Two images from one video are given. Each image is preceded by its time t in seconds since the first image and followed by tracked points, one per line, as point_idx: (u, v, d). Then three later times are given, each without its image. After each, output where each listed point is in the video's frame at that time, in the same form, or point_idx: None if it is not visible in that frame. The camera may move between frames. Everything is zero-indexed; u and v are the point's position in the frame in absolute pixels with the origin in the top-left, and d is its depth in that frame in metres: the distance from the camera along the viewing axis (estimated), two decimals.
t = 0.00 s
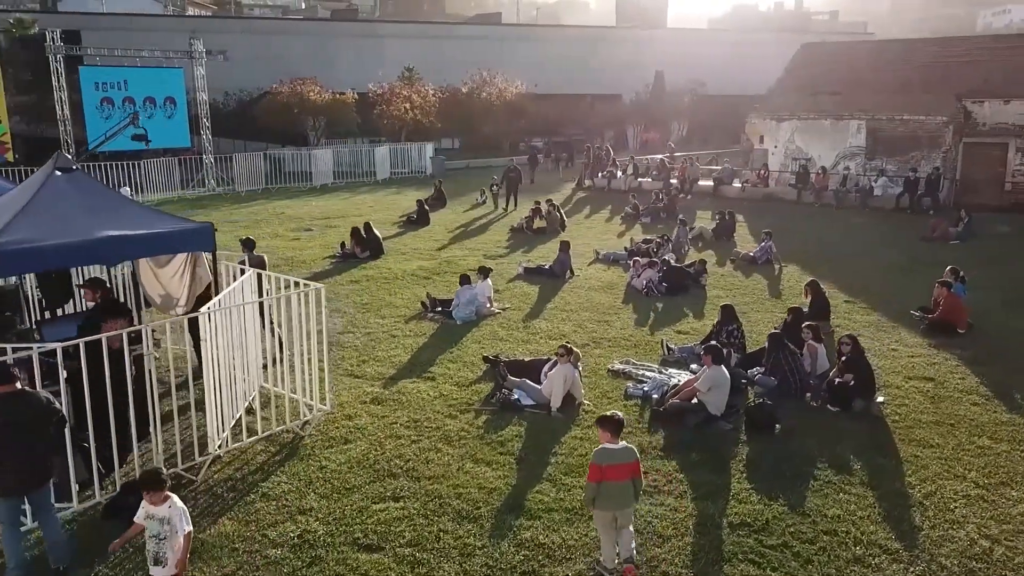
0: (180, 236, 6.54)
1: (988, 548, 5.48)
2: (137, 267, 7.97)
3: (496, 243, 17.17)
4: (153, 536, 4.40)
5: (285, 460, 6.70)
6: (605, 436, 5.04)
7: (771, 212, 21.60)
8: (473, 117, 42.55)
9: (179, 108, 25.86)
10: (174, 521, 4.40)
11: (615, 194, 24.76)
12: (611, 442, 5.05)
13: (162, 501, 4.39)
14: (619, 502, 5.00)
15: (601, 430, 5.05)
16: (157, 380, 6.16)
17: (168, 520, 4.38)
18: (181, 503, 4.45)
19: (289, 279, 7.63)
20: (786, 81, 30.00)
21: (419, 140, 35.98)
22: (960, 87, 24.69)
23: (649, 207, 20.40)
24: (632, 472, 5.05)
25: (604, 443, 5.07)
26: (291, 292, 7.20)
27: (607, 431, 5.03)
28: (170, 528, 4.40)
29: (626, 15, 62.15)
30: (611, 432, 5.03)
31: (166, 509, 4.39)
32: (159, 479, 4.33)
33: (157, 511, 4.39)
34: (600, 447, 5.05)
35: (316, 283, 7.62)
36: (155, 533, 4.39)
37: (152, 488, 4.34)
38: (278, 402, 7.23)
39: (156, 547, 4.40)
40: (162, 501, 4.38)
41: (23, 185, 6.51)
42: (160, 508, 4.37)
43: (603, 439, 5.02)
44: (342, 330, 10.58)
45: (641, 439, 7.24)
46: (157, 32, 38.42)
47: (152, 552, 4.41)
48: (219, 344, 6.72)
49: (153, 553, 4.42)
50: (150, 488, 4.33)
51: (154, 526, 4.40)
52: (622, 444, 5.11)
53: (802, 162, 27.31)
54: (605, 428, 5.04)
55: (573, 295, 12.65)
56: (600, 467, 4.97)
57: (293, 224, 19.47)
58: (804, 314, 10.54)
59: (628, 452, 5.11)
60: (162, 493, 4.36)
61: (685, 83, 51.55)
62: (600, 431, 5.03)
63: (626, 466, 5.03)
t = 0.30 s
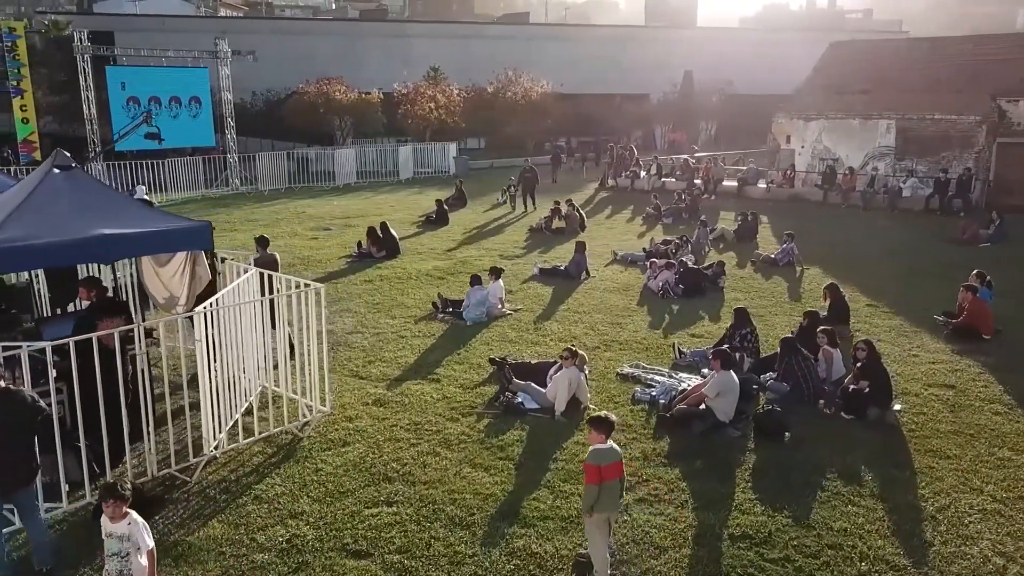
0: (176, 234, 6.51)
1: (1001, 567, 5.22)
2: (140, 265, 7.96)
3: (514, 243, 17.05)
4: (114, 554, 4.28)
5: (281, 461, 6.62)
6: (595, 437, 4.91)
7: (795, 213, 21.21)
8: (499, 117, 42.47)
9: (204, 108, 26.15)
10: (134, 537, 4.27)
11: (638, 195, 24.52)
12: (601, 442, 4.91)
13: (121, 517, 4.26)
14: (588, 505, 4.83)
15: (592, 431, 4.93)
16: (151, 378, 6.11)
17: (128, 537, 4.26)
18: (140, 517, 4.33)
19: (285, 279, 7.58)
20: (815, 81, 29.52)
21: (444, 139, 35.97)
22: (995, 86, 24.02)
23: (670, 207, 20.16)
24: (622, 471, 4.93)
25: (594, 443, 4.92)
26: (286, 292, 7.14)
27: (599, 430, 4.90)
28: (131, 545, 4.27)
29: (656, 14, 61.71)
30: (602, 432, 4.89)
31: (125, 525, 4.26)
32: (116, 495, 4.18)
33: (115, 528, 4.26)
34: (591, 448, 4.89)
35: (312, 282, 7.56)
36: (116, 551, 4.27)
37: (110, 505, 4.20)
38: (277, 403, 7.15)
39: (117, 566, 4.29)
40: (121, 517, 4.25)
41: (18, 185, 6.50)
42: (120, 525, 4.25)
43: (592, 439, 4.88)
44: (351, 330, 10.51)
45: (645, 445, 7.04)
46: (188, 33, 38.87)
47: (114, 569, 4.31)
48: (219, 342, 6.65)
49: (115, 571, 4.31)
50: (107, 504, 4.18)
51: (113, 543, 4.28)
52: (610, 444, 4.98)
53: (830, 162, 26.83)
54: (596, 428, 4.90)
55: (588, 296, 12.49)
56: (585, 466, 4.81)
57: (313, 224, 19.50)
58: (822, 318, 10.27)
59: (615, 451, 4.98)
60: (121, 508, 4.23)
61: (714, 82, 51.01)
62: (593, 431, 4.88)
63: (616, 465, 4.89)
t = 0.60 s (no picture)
0: (172, 233, 6.46)
1: None
2: (141, 263, 7.94)
3: (530, 243, 16.90)
4: None
5: (274, 465, 6.54)
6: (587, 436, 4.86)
7: (818, 214, 20.82)
8: (522, 117, 42.30)
9: (226, 108, 26.36)
10: (95, 552, 4.26)
11: (659, 195, 24.26)
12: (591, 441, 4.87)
13: (80, 533, 4.25)
14: (580, 499, 4.82)
15: (583, 428, 4.88)
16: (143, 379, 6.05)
17: (89, 551, 4.23)
18: (97, 533, 4.33)
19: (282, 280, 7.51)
20: (843, 80, 28.98)
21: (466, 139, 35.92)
22: None
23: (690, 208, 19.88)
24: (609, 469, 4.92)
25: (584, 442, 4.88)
26: (281, 293, 7.06)
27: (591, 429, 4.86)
28: (91, 561, 4.24)
29: (683, 13, 61.16)
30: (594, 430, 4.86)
31: (84, 540, 4.25)
32: (72, 507, 4.18)
33: (72, 546, 4.22)
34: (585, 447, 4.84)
35: (310, 283, 7.47)
36: (75, 569, 4.21)
37: (66, 519, 4.18)
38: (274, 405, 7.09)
39: None
40: (78, 534, 4.24)
41: (14, 186, 6.50)
42: (78, 541, 4.22)
43: (583, 438, 4.85)
44: (359, 331, 10.43)
45: (646, 452, 6.86)
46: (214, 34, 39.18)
47: None
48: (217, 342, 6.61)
49: None
50: (63, 518, 4.16)
51: (70, 563, 4.22)
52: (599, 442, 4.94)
53: (856, 163, 26.34)
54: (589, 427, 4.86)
55: (600, 298, 12.30)
56: (586, 465, 4.78)
57: (330, 223, 19.50)
58: (839, 323, 10.01)
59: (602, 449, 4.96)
60: (78, 521, 4.22)
61: (742, 82, 50.43)
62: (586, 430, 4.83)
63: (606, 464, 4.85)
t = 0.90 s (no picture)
0: (166, 232, 6.41)
1: None
2: (141, 263, 7.92)
3: (545, 244, 16.76)
4: None
5: (265, 468, 6.46)
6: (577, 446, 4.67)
7: (840, 216, 20.43)
8: (545, 117, 42.12)
9: (246, 108, 26.57)
10: (71, 564, 4.22)
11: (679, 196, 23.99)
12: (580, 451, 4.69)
13: (55, 544, 4.20)
14: (576, 516, 4.71)
15: (569, 437, 4.67)
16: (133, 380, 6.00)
17: (66, 563, 4.20)
18: (71, 543, 4.29)
19: (278, 279, 7.48)
20: (869, 79, 28.46)
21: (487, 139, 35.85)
22: None
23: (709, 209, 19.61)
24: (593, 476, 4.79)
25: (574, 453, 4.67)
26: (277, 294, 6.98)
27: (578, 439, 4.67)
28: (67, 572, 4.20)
29: (710, 12, 60.59)
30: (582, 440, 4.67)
31: (60, 551, 4.20)
32: (46, 516, 4.14)
33: (46, 558, 4.16)
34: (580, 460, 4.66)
35: (307, 284, 7.38)
36: None
37: (40, 530, 4.13)
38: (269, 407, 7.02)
39: None
40: (52, 544, 4.18)
41: (10, 185, 6.49)
42: (53, 552, 4.17)
43: (574, 450, 4.65)
44: (365, 332, 10.36)
45: (645, 459, 6.68)
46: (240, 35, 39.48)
47: None
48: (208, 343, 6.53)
49: None
50: (37, 528, 4.12)
51: None
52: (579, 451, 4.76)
53: (881, 164, 25.85)
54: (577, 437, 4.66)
55: (612, 300, 12.13)
56: (585, 479, 4.62)
57: (347, 223, 19.51)
58: (854, 328, 9.76)
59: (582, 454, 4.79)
60: (53, 532, 4.17)
61: (768, 82, 49.84)
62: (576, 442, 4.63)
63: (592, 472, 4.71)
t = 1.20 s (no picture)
0: (153, 231, 6.35)
1: None
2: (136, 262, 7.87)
3: (555, 245, 16.60)
4: None
5: (252, 471, 6.38)
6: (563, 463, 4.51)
7: (858, 218, 20.07)
8: (564, 117, 41.87)
9: (262, 108, 26.73)
10: (52, 573, 4.07)
11: (695, 196, 23.72)
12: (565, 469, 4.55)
13: (34, 554, 4.06)
14: (563, 535, 4.58)
15: (556, 453, 4.50)
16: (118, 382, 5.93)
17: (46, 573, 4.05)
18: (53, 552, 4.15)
19: (270, 280, 7.31)
20: (892, 78, 27.95)
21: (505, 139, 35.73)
22: None
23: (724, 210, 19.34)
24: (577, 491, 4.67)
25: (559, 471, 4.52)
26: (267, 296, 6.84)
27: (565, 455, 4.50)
28: None
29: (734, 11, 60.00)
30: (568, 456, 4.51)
31: (39, 561, 4.07)
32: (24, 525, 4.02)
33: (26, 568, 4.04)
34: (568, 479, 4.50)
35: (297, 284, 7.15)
36: None
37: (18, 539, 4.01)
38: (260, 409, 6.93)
39: None
40: (32, 553, 4.05)
41: None
42: (32, 561, 4.04)
43: (561, 468, 4.49)
44: (366, 333, 10.26)
45: (640, 467, 6.52)
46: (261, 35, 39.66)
47: None
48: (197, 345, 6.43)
49: None
50: (14, 536, 4.00)
51: None
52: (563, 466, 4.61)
53: (902, 164, 25.40)
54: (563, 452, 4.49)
55: (619, 302, 11.96)
56: (574, 497, 4.49)
57: (359, 223, 19.48)
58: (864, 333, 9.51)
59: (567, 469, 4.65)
60: (32, 541, 4.04)
61: (791, 81, 49.26)
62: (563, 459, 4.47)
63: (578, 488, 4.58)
